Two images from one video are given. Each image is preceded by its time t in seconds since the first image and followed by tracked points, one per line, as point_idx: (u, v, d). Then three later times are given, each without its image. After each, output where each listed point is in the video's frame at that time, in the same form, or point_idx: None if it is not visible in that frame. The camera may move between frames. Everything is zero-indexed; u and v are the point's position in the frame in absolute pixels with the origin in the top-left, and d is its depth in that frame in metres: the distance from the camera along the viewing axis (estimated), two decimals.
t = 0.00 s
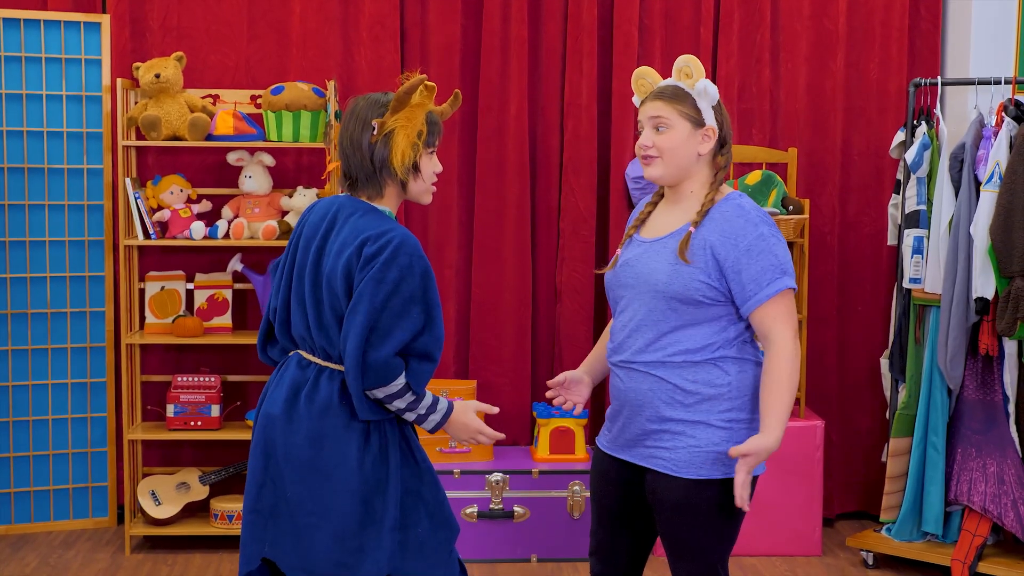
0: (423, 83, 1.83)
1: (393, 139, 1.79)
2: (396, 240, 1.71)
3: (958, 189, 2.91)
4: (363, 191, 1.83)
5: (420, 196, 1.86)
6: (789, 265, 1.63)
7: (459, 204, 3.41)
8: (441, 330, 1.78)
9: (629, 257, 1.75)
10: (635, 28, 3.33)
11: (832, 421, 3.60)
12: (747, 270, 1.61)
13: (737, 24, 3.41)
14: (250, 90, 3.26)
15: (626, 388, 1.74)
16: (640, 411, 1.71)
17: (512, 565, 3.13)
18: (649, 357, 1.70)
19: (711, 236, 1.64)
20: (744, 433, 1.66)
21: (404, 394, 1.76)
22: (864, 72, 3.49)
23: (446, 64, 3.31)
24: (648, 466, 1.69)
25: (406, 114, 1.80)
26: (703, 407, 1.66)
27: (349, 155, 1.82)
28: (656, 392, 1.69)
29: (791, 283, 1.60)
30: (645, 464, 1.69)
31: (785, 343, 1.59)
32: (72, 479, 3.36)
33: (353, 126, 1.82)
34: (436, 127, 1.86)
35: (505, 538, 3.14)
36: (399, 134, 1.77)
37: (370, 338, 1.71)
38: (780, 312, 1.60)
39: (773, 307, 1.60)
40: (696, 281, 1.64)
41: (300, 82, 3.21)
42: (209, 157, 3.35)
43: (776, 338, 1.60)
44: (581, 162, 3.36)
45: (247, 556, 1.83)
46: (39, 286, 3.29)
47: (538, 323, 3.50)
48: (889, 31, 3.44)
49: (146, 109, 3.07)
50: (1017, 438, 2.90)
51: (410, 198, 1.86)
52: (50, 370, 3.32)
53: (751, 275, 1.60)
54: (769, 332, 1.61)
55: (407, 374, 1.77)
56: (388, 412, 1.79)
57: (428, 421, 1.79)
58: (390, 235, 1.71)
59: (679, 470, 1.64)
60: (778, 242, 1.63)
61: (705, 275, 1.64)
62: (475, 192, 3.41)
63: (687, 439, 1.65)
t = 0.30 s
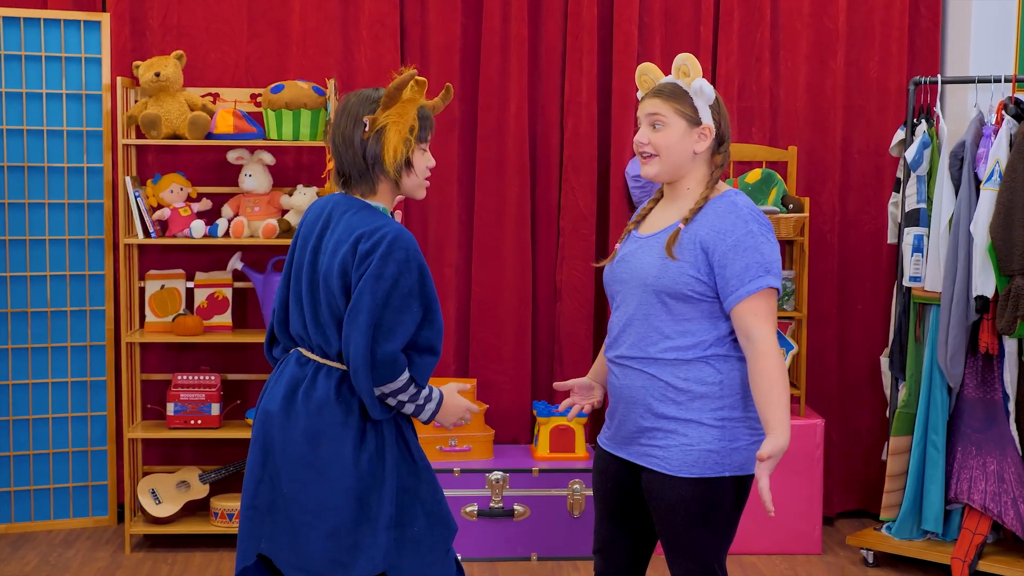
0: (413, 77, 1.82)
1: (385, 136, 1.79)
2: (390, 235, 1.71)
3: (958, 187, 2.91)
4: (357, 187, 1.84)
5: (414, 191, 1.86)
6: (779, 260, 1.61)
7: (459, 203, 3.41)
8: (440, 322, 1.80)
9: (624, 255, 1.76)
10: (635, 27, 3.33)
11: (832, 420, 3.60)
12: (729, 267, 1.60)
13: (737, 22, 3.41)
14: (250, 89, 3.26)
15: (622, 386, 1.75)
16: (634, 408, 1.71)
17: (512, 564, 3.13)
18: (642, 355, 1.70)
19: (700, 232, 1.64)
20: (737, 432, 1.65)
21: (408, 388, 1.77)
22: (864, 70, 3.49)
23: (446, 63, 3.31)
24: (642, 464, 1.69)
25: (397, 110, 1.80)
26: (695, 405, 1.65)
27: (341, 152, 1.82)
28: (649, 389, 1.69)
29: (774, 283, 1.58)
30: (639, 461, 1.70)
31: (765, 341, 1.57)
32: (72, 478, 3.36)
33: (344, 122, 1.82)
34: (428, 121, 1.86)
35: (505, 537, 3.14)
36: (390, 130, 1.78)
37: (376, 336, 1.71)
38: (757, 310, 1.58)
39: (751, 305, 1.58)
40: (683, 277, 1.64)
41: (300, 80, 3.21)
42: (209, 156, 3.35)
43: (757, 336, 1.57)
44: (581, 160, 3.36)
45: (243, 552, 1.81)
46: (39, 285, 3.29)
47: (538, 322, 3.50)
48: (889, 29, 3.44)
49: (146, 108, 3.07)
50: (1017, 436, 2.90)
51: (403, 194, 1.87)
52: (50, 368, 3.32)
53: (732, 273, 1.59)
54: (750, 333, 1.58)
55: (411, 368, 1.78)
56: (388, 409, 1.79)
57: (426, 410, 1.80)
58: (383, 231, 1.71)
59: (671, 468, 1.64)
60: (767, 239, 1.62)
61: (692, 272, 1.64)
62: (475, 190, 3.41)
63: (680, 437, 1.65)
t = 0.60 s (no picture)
0: (406, 75, 1.82)
1: (377, 134, 1.79)
2: (383, 233, 1.71)
3: (958, 186, 2.91)
4: (350, 186, 1.84)
5: (408, 189, 1.86)
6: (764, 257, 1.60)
7: (459, 202, 3.41)
8: (431, 320, 1.79)
9: (615, 254, 1.77)
10: (635, 26, 3.33)
11: (832, 419, 3.60)
12: (710, 265, 1.60)
13: (738, 21, 3.40)
14: (249, 88, 3.26)
15: (612, 384, 1.75)
16: (623, 407, 1.72)
17: (513, 563, 3.13)
18: (632, 354, 1.71)
19: (686, 230, 1.64)
20: (723, 430, 1.66)
21: (399, 387, 1.76)
22: (864, 69, 3.49)
23: (446, 63, 3.31)
24: (633, 463, 1.70)
25: (389, 108, 1.80)
26: (682, 404, 1.66)
27: (334, 150, 1.82)
28: (637, 388, 1.70)
29: (757, 278, 1.57)
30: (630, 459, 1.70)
31: (748, 336, 1.55)
32: (73, 477, 3.36)
33: (338, 121, 1.82)
34: (421, 119, 1.85)
35: (505, 535, 3.14)
36: (382, 128, 1.78)
37: (359, 331, 1.70)
38: (740, 306, 1.56)
39: (732, 301, 1.56)
40: (667, 275, 1.65)
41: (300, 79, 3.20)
42: (209, 155, 3.35)
43: (739, 331, 1.56)
44: (581, 160, 3.36)
45: (241, 550, 1.82)
46: (39, 284, 3.30)
47: (538, 321, 3.50)
48: (889, 28, 3.44)
49: (146, 107, 3.07)
50: (1017, 435, 2.90)
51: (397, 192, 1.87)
52: (50, 367, 3.32)
53: (713, 270, 1.59)
54: (732, 327, 1.56)
55: (401, 367, 1.76)
56: (380, 407, 1.79)
57: (422, 417, 1.80)
58: (376, 229, 1.71)
59: (659, 467, 1.65)
60: (750, 236, 1.61)
61: (677, 270, 1.64)
62: (475, 189, 3.40)
63: (668, 436, 1.65)
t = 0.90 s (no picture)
0: (402, 74, 1.82)
1: (374, 133, 1.79)
2: (383, 233, 1.71)
3: (958, 186, 2.91)
4: (348, 185, 1.83)
5: (405, 188, 1.86)
6: (737, 258, 1.57)
7: (459, 202, 3.41)
8: (434, 319, 1.79)
9: (603, 256, 1.77)
10: (636, 26, 3.33)
11: (833, 419, 3.60)
12: (683, 264, 1.58)
13: (738, 21, 3.40)
14: (250, 88, 3.26)
15: (601, 384, 1.76)
16: (612, 407, 1.73)
17: (513, 563, 3.13)
18: (617, 354, 1.71)
19: (663, 229, 1.64)
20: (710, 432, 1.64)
21: (400, 387, 1.76)
22: (864, 69, 3.49)
23: (446, 62, 3.31)
24: (623, 464, 1.70)
25: (386, 107, 1.81)
26: (665, 406, 1.65)
27: (331, 149, 1.82)
28: (622, 388, 1.70)
29: (724, 281, 1.54)
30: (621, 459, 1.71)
31: (710, 344, 1.52)
32: (73, 476, 3.36)
33: (335, 120, 1.82)
34: (418, 118, 1.86)
35: (506, 535, 3.14)
36: (379, 127, 1.78)
37: (368, 330, 1.71)
38: (709, 310, 1.54)
39: (701, 304, 1.55)
40: (643, 275, 1.65)
41: (300, 79, 3.20)
42: (209, 155, 3.35)
43: (703, 334, 1.54)
44: (582, 159, 3.36)
45: (240, 549, 1.82)
46: (39, 283, 3.30)
47: (539, 321, 3.50)
48: (889, 28, 3.44)
49: (146, 107, 3.07)
50: (1017, 435, 2.90)
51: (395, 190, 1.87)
52: (51, 367, 3.32)
53: (684, 271, 1.58)
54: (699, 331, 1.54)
55: (405, 366, 1.79)
56: (381, 408, 1.79)
57: (415, 415, 1.80)
58: (376, 228, 1.71)
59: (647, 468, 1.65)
60: (720, 237, 1.58)
61: (653, 270, 1.64)
62: (475, 189, 3.40)
63: (654, 438, 1.66)
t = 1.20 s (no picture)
0: (405, 74, 1.82)
1: (377, 133, 1.79)
2: (386, 233, 1.71)
3: (959, 185, 2.91)
4: (351, 185, 1.84)
5: (408, 188, 1.86)
6: (725, 260, 1.57)
7: (460, 201, 3.41)
8: (434, 320, 1.80)
9: (596, 256, 1.77)
10: (636, 25, 3.33)
11: (833, 418, 3.59)
12: (672, 266, 1.58)
13: (738, 21, 3.41)
14: (250, 88, 3.26)
15: (593, 384, 1.76)
16: (605, 407, 1.73)
17: (514, 562, 3.13)
18: (609, 353, 1.71)
19: (657, 229, 1.64)
20: (704, 431, 1.64)
21: (399, 387, 1.77)
22: (864, 68, 3.49)
23: (447, 62, 3.31)
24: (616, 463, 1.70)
25: (389, 107, 1.80)
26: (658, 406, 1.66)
27: (334, 149, 1.82)
28: (615, 388, 1.70)
29: (713, 285, 1.55)
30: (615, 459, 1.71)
31: (689, 350, 1.52)
32: (74, 476, 3.36)
33: (337, 120, 1.82)
34: (421, 118, 1.86)
35: (506, 535, 3.14)
36: (382, 127, 1.78)
37: (369, 330, 1.71)
38: (694, 313, 1.55)
39: (687, 306, 1.55)
40: (635, 274, 1.65)
41: (301, 79, 3.20)
42: (210, 154, 3.36)
43: (684, 334, 1.54)
44: (582, 159, 3.36)
45: (242, 549, 1.81)
46: (40, 283, 3.30)
47: (539, 320, 3.50)
48: (890, 27, 3.44)
49: (147, 107, 3.07)
50: (1018, 435, 2.90)
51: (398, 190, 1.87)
52: (52, 366, 3.32)
53: (673, 272, 1.58)
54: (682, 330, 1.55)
55: (404, 367, 1.79)
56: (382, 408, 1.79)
57: (415, 415, 1.81)
58: (378, 228, 1.71)
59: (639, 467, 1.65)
60: (711, 238, 1.58)
61: (644, 269, 1.64)
62: (476, 189, 3.41)
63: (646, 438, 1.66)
